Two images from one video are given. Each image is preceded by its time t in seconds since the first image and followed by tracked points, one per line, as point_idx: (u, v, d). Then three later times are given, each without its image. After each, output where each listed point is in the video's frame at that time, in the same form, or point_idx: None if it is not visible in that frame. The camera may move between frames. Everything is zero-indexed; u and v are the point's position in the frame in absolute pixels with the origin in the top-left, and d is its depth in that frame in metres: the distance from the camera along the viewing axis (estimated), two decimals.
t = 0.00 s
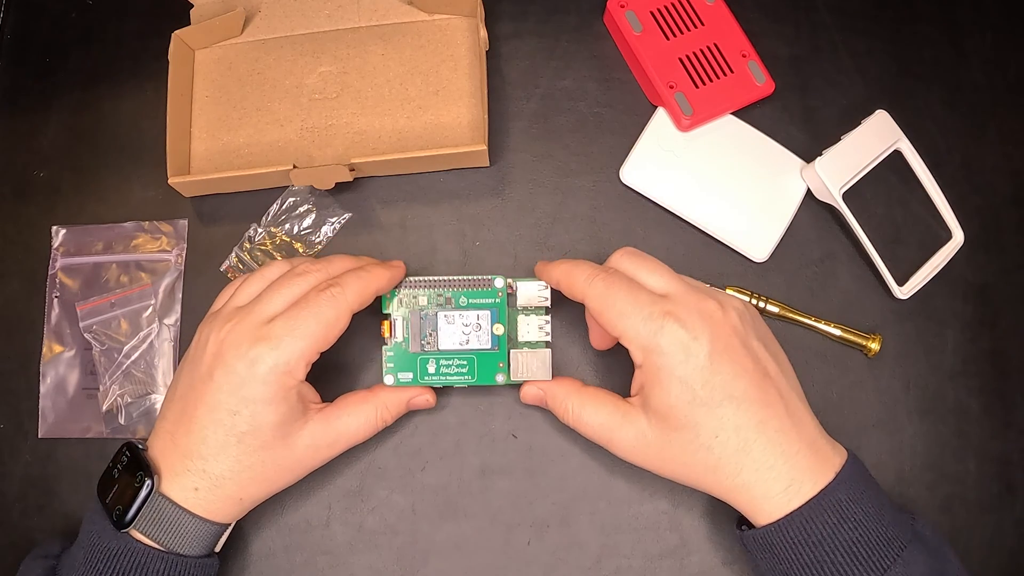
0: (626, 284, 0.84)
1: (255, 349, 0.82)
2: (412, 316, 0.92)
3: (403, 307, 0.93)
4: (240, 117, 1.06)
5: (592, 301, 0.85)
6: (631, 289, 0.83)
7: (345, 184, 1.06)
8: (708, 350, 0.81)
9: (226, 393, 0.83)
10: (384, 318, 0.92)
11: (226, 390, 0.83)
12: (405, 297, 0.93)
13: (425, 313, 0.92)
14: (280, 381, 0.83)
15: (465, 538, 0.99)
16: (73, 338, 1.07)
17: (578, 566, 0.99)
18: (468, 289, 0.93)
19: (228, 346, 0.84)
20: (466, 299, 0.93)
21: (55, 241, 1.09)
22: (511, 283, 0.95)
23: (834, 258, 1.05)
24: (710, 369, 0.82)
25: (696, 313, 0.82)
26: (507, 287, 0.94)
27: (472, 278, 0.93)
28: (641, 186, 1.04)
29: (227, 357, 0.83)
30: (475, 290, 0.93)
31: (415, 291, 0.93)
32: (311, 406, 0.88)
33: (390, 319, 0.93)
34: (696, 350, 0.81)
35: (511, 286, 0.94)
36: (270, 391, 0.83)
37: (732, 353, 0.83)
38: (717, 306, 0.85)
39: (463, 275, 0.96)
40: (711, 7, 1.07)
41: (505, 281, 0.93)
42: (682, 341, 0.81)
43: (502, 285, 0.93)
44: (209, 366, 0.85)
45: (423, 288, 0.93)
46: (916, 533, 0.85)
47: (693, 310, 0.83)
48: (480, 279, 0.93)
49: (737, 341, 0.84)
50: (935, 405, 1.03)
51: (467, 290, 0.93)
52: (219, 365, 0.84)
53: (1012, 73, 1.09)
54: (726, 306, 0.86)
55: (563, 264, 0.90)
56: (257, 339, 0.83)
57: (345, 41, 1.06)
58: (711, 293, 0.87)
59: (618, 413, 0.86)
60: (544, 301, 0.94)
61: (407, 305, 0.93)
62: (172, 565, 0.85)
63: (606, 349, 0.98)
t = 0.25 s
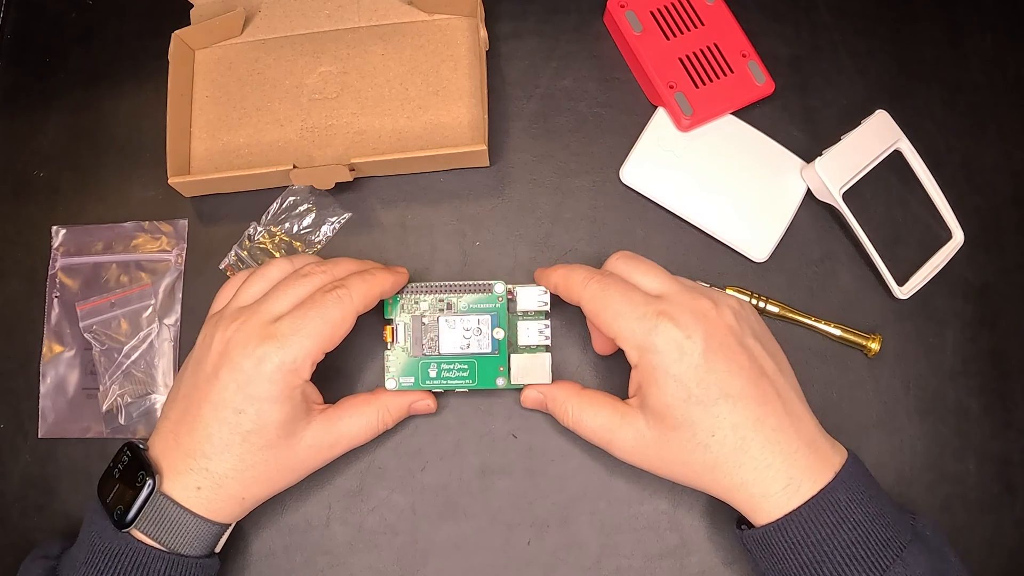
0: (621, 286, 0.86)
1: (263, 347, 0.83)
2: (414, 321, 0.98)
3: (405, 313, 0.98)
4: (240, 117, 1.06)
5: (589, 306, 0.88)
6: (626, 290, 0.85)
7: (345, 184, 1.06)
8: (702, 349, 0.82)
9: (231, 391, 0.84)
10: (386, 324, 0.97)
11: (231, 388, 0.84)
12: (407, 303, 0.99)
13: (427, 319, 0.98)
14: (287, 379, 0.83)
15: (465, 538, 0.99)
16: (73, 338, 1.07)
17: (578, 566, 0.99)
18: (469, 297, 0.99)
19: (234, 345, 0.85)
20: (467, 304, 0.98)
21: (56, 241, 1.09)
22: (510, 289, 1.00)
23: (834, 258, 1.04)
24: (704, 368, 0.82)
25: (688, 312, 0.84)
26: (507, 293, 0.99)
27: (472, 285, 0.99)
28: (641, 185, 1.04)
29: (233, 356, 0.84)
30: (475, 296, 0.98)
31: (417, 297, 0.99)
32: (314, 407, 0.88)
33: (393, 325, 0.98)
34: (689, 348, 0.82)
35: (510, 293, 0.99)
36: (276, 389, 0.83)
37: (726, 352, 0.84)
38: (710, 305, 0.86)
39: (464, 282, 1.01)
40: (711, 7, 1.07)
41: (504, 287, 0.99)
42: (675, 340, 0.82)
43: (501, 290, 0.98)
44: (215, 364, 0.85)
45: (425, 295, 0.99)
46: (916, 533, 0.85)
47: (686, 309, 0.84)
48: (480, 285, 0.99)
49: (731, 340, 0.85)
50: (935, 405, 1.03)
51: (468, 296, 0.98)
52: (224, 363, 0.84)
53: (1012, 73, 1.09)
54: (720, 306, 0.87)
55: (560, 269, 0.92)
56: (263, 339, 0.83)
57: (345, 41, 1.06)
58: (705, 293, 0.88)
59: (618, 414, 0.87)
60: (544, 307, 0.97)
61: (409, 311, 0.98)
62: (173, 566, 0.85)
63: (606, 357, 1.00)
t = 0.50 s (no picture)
0: (619, 283, 0.87)
1: (266, 344, 0.83)
2: (415, 320, 0.99)
3: (406, 312, 0.99)
4: (240, 117, 1.05)
5: (587, 304, 0.89)
6: (623, 287, 0.86)
7: (345, 184, 1.06)
8: (698, 343, 0.83)
9: (233, 388, 0.84)
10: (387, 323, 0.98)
11: (234, 385, 0.84)
12: (408, 302, 0.99)
13: (428, 318, 0.99)
14: (290, 376, 0.83)
15: (465, 538, 0.99)
16: (73, 338, 1.07)
17: (578, 566, 0.99)
18: (470, 295, 0.99)
19: (237, 343, 0.85)
20: (468, 303, 0.99)
21: (55, 241, 1.09)
22: (511, 288, 1.01)
23: (834, 258, 1.05)
24: (700, 362, 0.82)
25: (684, 307, 0.84)
26: (508, 292, 1.00)
27: (473, 284, 0.99)
28: (641, 185, 1.04)
29: (236, 353, 0.84)
30: (476, 295, 0.99)
31: (417, 296, 0.99)
32: (315, 407, 0.89)
33: (394, 324, 0.99)
34: (685, 342, 0.82)
35: (511, 293, 1.00)
36: (279, 387, 0.83)
37: (722, 346, 0.84)
38: (706, 300, 0.86)
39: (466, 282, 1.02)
40: (711, 7, 1.07)
41: (505, 286, 0.99)
42: (671, 334, 0.82)
43: (502, 289, 0.99)
44: (217, 362, 0.85)
45: (425, 294, 0.99)
46: (916, 533, 0.85)
47: (682, 305, 0.85)
48: (481, 284, 1.00)
49: (727, 335, 0.85)
50: (935, 405, 1.03)
51: (469, 295, 0.99)
52: (225, 360, 0.84)
53: (1012, 73, 1.09)
54: (716, 302, 0.87)
55: (560, 269, 0.94)
56: (266, 336, 0.83)
57: (344, 41, 1.06)
58: (702, 289, 0.88)
59: (617, 412, 0.87)
60: (544, 306, 0.98)
61: (410, 311, 0.99)
62: (173, 566, 0.84)
63: (606, 357, 1.01)
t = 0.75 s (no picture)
0: (619, 279, 0.87)
1: (268, 345, 0.83)
2: (415, 320, 0.99)
3: (406, 312, 0.99)
4: (240, 117, 1.06)
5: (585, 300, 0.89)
6: (623, 283, 0.86)
7: (345, 184, 1.06)
8: (699, 340, 0.83)
9: (237, 388, 0.84)
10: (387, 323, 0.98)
11: (237, 385, 0.84)
12: (408, 302, 1.00)
13: (428, 318, 0.99)
14: (292, 376, 0.83)
15: (465, 538, 0.99)
16: (73, 338, 1.07)
17: (578, 566, 0.99)
18: (470, 295, 1.00)
19: (239, 344, 0.84)
20: (467, 303, 1.00)
21: (55, 241, 1.09)
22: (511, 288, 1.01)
23: (834, 258, 1.05)
24: (700, 359, 0.82)
25: (684, 304, 0.85)
26: (507, 292, 1.00)
27: (473, 283, 1.00)
28: (641, 185, 1.04)
29: (238, 354, 0.84)
30: (476, 295, 1.00)
31: (417, 296, 1.00)
32: (316, 408, 0.89)
33: (394, 324, 0.99)
34: (685, 338, 0.82)
35: (511, 292, 1.00)
36: (281, 387, 0.83)
37: (722, 344, 0.84)
38: (707, 299, 0.87)
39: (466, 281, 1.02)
40: (711, 7, 1.07)
41: (505, 286, 1.00)
42: (671, 330, 0.83)
43: (501, 289, 0.99)
44: (219, 363, 0.85)
45: (425, 293, 1.00)
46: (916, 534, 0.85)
47: (684, 302, 0.85)
48: (481, 284, 1.00)
49: (728, 334, 0.85)
50: (935, 405, 1.03)
51: (469, 295, 1.00)
52: (229, 361, 0.84)
53: (1012, 73, 1.09)
54: (716, 301, 0.88)
55: (559, 264, 0.94)
56: (268, 336, 0.83)
57: (344, 41, 1.06)
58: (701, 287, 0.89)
59: (617, 412, 0.88)
60: (544, 306, 0.99)
61: (409, 311, 0.99)
62: (173, 567, 0.84)
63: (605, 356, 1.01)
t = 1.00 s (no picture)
0: (650, 288, 0.85)
1: (229, 358, 0.84)
2: (415, 322, 1.00)
3: (406, 314, 1.00)
4: (240, 117, 1.05)
5: (614, 309, 0.86)
6: (655, 295, 0.84)
7: (345, 184, 1.06)
8: (734, 365, 0.83)
9: (202, 398, 0.84)
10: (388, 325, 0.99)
11: (201, 396, 0.84)
12: (408, 304, 1.00)
13: (428, 320, 0.99)
14: (257, 390, 0.84)
15: (465, 538, 0.99)
16: (73, 338, 1.07)
17: (578, 566, 0.99)
18: (471, 296, 1.00)
19: (207, 350, 0.85)
20: (468, 305, 1.00)
21: (56, 241, 1.09)
22: (511, 290, 1.01)
23: (834, 258, 1.05)
24: (735, 383, 0.83)
25: (717, 324, 0.84)
26: (508, 293, 1.00)
27: (473, 285, 1.00)
28: (641, 185, 1.04)
29: (202, 365, 0.85)
30: (476, 297, 1.00)
31: (417, 297, 1.00)
32: (288, 420, 0.86)
33: (394, 326, 1.00)
34: (718, 362, 0.82)
35: (512, 293, 1.01)
36: (244, 401, 0.84)
37: (754, 366, 0.84)
38: (741, 314, 0.86)
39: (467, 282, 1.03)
40: (711, 7, 1.07)
41: (505, 287, 1.00)
42: (708, 355, 0.82)
43: (502, 290, 1.00)
44: (187, 370, 0.85)
45: (425, 295, 1.00)
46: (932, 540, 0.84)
47: (718, 321, 0.84)
48: (481, 286, 1.00)
49: (762, 354, 0.85)
50: (935, 405, 1.03)
51: (470, 296, 1.00)
52: (196, 369, 0.85)
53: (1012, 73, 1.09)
54: (748, 317, 0.87)
55: (580, 258, 0.89)
56: (231, 347, 0.84)
57: (345, 41, 1.06)
58: (736, 299, 0.87)
59: (643, 419, 0.85)
60: (546, 308, 0.99)
61: (409, 312, 1.00)
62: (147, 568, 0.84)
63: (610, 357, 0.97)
